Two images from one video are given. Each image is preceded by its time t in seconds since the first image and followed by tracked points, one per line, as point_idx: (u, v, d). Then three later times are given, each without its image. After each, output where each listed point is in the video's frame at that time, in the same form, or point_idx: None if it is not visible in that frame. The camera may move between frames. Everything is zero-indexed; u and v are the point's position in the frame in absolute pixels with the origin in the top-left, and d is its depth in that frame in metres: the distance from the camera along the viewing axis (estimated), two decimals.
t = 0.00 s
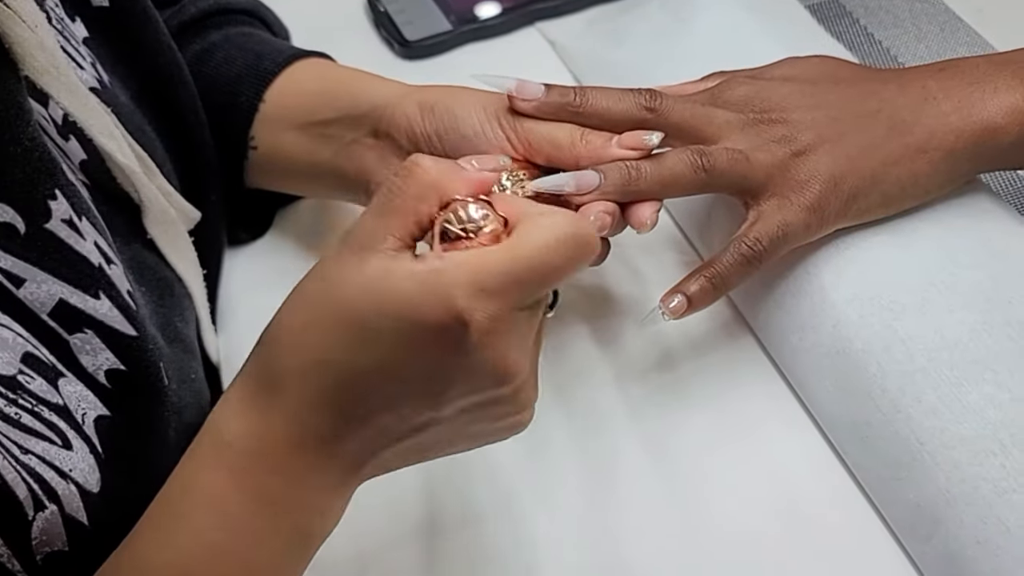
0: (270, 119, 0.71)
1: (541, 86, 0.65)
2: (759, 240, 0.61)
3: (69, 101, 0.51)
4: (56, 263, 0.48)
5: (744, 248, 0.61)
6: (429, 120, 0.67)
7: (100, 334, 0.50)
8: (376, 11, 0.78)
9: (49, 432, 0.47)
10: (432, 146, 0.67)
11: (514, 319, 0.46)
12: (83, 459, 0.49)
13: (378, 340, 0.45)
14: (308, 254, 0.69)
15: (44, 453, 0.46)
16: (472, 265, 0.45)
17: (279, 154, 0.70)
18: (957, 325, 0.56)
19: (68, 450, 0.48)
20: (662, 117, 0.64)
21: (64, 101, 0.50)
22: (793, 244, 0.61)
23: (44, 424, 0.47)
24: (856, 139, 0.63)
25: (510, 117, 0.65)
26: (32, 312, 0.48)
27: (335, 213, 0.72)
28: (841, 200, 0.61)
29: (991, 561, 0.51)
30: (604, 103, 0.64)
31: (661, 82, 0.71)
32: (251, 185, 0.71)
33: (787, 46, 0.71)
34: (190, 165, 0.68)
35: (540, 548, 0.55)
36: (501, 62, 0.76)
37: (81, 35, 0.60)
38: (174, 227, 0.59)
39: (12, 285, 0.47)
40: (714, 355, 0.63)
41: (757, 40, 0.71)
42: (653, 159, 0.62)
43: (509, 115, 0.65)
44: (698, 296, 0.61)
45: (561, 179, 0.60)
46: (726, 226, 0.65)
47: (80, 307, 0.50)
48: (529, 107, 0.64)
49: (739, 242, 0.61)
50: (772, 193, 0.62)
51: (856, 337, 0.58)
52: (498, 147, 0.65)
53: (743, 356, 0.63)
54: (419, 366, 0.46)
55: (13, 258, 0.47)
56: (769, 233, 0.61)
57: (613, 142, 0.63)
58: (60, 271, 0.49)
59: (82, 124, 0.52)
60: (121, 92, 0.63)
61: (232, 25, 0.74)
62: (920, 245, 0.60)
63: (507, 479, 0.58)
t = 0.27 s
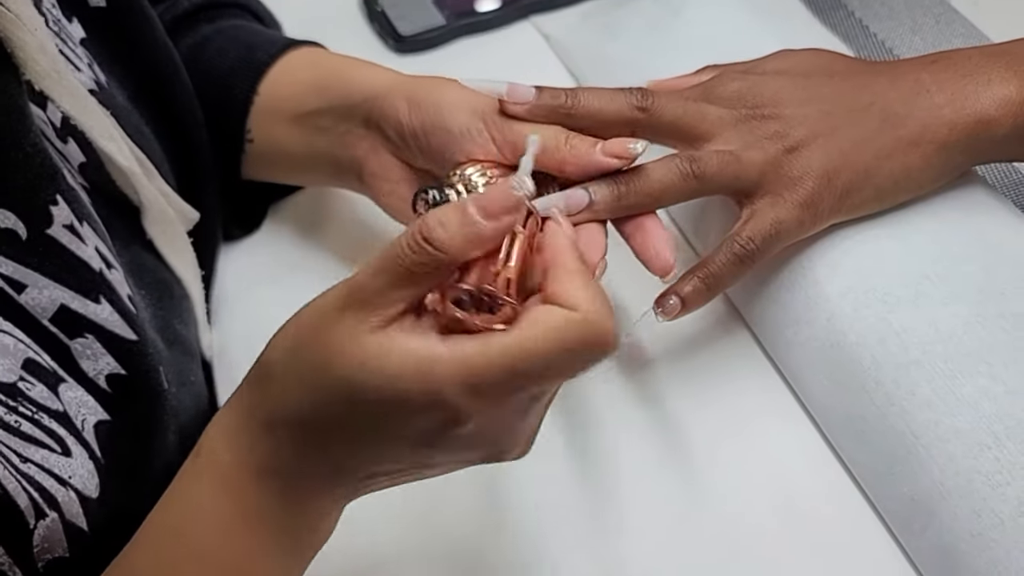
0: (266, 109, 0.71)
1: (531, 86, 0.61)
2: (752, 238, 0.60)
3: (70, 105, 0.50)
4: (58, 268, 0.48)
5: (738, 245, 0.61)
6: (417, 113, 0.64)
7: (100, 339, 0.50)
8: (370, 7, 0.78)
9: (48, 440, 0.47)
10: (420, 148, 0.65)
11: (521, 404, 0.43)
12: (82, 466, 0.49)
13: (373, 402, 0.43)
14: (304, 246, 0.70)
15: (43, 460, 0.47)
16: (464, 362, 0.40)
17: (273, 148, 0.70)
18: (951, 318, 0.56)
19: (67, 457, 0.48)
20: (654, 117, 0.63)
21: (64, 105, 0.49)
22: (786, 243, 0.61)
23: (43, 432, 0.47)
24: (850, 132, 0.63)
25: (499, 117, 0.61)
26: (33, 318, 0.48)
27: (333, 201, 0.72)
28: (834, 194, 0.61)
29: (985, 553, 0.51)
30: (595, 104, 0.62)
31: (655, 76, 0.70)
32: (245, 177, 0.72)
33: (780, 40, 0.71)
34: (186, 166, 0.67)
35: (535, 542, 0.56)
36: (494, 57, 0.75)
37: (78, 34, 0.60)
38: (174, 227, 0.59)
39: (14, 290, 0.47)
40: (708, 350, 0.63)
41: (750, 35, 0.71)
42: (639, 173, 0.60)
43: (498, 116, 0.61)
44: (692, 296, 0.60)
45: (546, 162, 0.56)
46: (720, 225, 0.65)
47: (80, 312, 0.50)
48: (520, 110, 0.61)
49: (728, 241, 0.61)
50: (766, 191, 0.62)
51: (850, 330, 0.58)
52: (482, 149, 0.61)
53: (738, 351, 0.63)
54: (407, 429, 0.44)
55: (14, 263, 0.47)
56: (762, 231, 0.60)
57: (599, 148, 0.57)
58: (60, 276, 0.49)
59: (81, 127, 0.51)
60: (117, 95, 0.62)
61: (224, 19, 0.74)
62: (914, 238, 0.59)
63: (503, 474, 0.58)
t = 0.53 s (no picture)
0: (265, 104, 0.69)
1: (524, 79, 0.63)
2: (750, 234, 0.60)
3: (89, 115, 0.51)
4: (76, 280, 0.48)
5: (732, 242, 0.60)
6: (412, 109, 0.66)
7: (116, 351, 0.50)
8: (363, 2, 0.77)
9: (65, 453, 0.47)
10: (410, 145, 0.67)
11: (431, 323, 0.44)
12: (99, 478, 0.49)
13: (313, 349, 0.46)
14: (293, 240, 0.68)
15: (61, 473, 0.46)
16: (364, 281, 0.43)
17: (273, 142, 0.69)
18: (948, 313, 0.55)
19: (84, 469, 0.48)
20: (647, 111, 0.63)
21: (83, 115, 0.50)
22: (784, 236, 0.60)
23: (61, 444, 0.47)
24: (846, 126, 0.62)
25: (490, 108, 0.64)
26: (50, 328, 0.47)
27: (324, 199, 0.71)
28: (831, 188, 0.60)
29: (982, 553, 0.50)
30: (585, 97, 0.63)
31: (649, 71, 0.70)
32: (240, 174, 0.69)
33: (775, 33, 0.70)
34: (187, 166, 0.65)
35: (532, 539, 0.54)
36: (488, 51, 0.75)
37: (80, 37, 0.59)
38: (180, 232, 0.58)
39: (33, 302, 0.46)
40: (703, 348, 0.62)
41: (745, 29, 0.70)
42: (623, 173, 0.60)
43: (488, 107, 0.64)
44: (684, 292, 0.60)
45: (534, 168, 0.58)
46: (715, 223, 0.64)
47: (96, 323, 0.49)
48: (510, 103, 0.63)
49: (723, 236, 0.60)
50: (761, 187, 0.61)
51: (847, 326, 0.57)
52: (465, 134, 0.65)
53: (733, 348, 0.62)
54: (348, 380, 0.45)
55: (33, 277, 0.46)
56: (757, 228, 0.60)
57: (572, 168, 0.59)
58: (80, 289, 0.48)
59: (100, 136, 0.52)
60: (120, 100, 0.61)
61: (224, 14, 0.73)
62: (912, 234, 0.59)
63: (500, 469, 0.57)
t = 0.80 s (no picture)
0: (266, 105, 0.69)
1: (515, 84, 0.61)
2: (750, 229, 0.59)
3: (116, 122, 0.54)
4: (97, 291, 0.52)
5: (732, 235, 0.59)
6: (412, 110, 0.64)
7: (138, 360, 0.53)
8: None
9: (90, 463, 0.49)
10: (413, 148, 0.66)
11: (437, 309, 0.44)
12: (122, 486, 0.51)
13: (319, 339, 0.45)
14: (290, 238, 0.67)
15: (87, 484, 0.48)
16: (374, 264, 0.43)
17: (268, 143, 0.68)
18: (947, 309, 0.55)
19: (107, 478, 0.50)
20: (642, 110, 0.62)
21: (113, 125, 0.54)
22: (783, 230, 0.60)
23: (86, 454, 0.49)
24: (844, 120, 0.61)
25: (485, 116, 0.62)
26: (75, 338, 0.51)
27: (322, 201, 0.70)
28: (828, 183, 0.59)
29: (981, 550, 0.50)
30: (582, 99, 0.61)
31: (645, 65, 0.69)
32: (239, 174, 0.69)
33: (772, 27, 0.70)
34: (193, 167, 0.66)
35: (532, 535, 0.54)
36: (484, 46, 0.74)
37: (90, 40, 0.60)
38: (195, 235, 0.61)
39: (59, 313, 0.50)
40: (700, 343, 0.61)
41: (743, 22, 0.70)
42: (627, 167, 0.60)
43: (483, 115, 0.62)
44: (683, 287, 0.59)
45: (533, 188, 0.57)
46: (713, 215, 0.63)
47: (120, 334, 0.53)
48: (504, 110, 0.61)
49: (722, 228, 0.60)
50: (759, 179, 0.61)
51: (844, 322, 0.57)
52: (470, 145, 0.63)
53: (731, 344, 0.62)
54: (354, 369, 0.45)
55: (59, 290, 0.50)
56: (755, 221, 0.59)
57: (573, 169, 0.59)
58: (101, 299, 0.52)
59: (127, 144, 0.55)
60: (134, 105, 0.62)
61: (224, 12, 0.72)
62: (910, 229, 0.58)
63: (500, 465, 0.57)
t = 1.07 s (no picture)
0: (271, 104, 0.69)
1: (516, 84, 0.61)
2: (750, 226, 0.59)
3: (131, 128, 0.55)
4: (110, 295, 0.53)
5: (732, 232, 0.60)
6: (417, 109, 0.65)
7: (152, 364, 0.53)
8: None
9: (104, 466, 0.49)
10: (418, 147, 0.66)
11: (443, 311, 0.45)
12: (136, 488, 0.51)
13: (325, 341, 0.46)
14: (294, 238, 0.68)
15: (100, 488, 0.49)
16: (382, 266, 0.44)
17: (271, 142, 0.68)
18: (947, 305, 0.55)
19: (120, 481, 0.50)
20: (644, 107, 0.62)
21: (127, 130, 0.54)
22: (784, 226, 0.60)
23: (100, 457, 0.49)
24: (845, 116, 0.62)
25: (488, 117, 0.62)
26: (89, 342, 0.51)
27: (326, 200, 0.70)
28: (829, 179, 0.60)
29: (981, 545, 0.50)
30: (582, 96, 0.61)
31: (646, 62, 0.69)
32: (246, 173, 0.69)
33: (773, 23, 0.70)
34: (204, 169, 0.67)
35: (537, 531, 0.54)
36: (484, 43, 0.75)
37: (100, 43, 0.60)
38: (207, 239, 0.61)
39: (74, 317, 0.51)
40: (701, 339, 0.62)
41: (743, 19, 0.70)
42: (630, 167, 0.60)
43: (486, 116, 0.62)
44: (685, 284, 0.60)
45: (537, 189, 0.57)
46: (714, 210, 0.63)
47: (133, 337, 0.53)
48: (507, 109, 0.61)
49: (723, 225, 0.60)
50: (760, 175, 0.61)
51: (845, 319, 0.57)
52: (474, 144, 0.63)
53: (732, 341, 0.62)
54: (361, 370, 0.45)
55: (73, 294, 0.51)
56: (757, 218, 0.59)
57: (577, 169, 0.58)
58: (116, 304, 0.53)
59: (143, 148, 0.55)
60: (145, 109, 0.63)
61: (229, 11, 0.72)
62: (910, 225, 0.58)
63: (505, 461, 0.57)
